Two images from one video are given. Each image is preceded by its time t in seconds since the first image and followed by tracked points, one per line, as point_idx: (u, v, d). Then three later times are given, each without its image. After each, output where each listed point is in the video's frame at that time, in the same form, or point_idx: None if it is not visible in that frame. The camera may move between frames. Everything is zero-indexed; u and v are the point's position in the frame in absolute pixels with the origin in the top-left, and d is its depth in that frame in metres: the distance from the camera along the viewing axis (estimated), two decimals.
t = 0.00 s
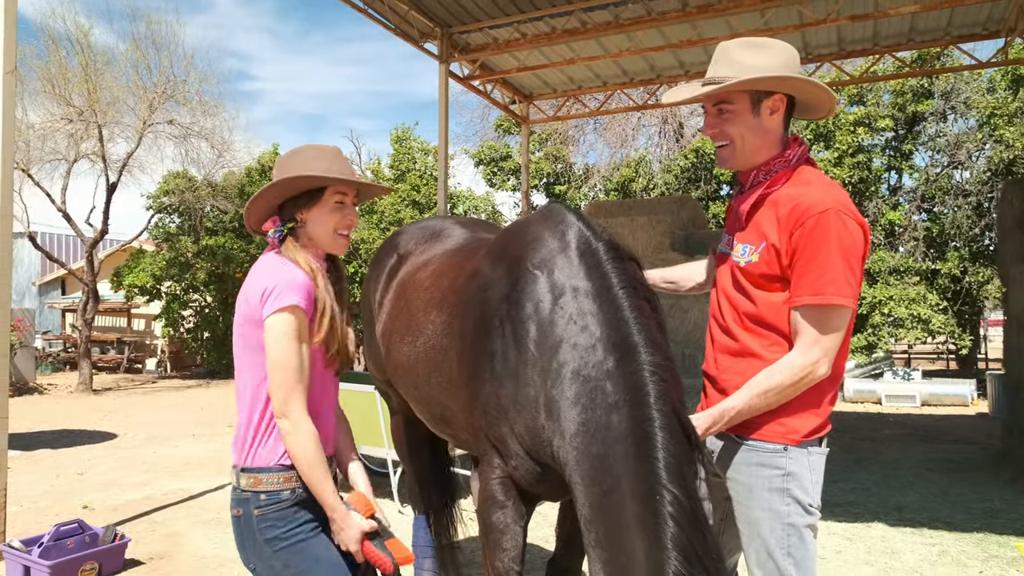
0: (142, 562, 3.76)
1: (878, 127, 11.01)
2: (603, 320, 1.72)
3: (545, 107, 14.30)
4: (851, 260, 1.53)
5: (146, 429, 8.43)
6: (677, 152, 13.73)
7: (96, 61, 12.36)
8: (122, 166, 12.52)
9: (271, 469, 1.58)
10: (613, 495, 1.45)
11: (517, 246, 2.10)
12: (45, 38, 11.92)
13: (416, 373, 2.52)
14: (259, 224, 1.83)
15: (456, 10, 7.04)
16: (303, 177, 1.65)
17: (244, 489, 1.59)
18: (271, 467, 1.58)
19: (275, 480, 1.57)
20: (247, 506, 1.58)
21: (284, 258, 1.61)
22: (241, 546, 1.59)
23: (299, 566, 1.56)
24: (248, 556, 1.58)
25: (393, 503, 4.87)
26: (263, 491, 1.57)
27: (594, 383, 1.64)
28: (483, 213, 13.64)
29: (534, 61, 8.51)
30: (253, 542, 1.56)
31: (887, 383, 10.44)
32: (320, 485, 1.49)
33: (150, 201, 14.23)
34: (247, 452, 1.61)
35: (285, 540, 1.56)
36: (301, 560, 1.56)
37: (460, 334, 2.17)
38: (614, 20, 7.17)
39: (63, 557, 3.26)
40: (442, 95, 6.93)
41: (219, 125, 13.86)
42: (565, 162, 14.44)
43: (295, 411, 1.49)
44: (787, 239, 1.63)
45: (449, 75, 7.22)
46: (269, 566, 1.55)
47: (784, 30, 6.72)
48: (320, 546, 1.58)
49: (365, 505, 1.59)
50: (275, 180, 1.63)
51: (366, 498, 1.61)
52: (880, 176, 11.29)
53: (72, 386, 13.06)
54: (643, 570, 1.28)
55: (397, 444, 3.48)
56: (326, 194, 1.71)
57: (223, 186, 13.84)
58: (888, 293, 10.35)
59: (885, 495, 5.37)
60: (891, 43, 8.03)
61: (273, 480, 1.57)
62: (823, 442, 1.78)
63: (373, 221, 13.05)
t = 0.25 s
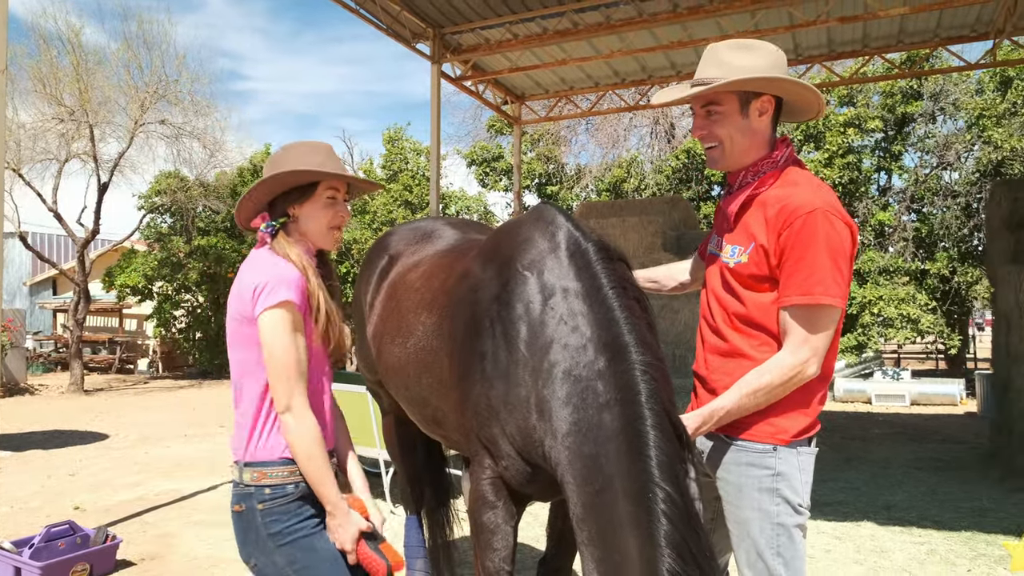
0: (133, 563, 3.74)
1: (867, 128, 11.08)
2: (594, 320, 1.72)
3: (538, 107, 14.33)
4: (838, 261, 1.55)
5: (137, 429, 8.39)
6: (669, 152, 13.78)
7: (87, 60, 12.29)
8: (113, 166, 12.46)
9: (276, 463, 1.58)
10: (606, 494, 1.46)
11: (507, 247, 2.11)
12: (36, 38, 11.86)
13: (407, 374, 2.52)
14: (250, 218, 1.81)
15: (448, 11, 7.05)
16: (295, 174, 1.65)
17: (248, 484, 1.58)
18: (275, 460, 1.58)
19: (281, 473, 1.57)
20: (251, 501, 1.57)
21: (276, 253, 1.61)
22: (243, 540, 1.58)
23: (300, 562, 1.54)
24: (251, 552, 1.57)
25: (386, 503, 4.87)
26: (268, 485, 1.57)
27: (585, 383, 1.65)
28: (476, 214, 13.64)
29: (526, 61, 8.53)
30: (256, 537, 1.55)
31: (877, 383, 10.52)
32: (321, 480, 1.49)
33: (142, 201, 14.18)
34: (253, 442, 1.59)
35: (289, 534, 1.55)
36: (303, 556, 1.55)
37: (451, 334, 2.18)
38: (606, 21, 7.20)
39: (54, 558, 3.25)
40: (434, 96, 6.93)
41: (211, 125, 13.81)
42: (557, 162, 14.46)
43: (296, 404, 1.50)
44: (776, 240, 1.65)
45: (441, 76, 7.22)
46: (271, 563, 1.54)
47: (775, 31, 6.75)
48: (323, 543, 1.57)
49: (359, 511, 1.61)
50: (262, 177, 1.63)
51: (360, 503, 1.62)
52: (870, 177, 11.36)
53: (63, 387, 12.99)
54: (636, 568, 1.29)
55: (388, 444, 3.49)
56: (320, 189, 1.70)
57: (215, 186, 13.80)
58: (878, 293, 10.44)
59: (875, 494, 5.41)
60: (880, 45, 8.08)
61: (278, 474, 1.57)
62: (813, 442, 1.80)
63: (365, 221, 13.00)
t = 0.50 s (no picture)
0: (123, 563, 3.73)
1: (855, 129, 11.15)
2: (584, 320, 1.74)
3: (529, 108, 14.35)
4: (826, 259, 1.57)
5: (127, 430, 8.35)
6: (659, 152, 13.84)
7: (77, 59, 12.20)
8: (103, 166, 12.38)
9: (279, 426, 1.58)
10: (598, 493, 1.47)
11: (495, 247, 2.12)
12: (25, 37, 11.77)
13: (397, 374, 2.53)
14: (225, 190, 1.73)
15: (439, 11, 7.04)
16: (274, 139, 1.62)
17: (248, 445, 1.58)
18: (278, 422, 1.58)
19: (283, 436, 1.57)
20: (250, 463, 1.57)
21: (257, 217, 1.59)
22: (235, 500, 1.59)
23: (288, 531, 1.56)
24: (240, 513, 1.58)
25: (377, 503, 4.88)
26: (269, 448, 1.57)
27: (576, 383, 1.66)
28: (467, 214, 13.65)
29: (517, 61, 8.54)
30: (251, 498, 1.57)
31: (865, 382, 10.60)
32: (320, 438, 1.50)
33: (132, 201, 14.10)
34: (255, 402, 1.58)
35: (280, 500, 1.57)
36: (292, 524, 1.57)
37: (440, 334, 2.18)
38: (596, 21, 7.22)
39: (44, 559, 3.23)
40: (425, 95, 6.93)
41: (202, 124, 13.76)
42: (548, 162, 14.49)
43: (289, 363, 1.51)
44: (763, 239, 1.66)
45: (432, 76, 7.22)
46: (259, 526, 1.56)
47: (764, 32, 6.78)
48: (309, 516, 1.59)
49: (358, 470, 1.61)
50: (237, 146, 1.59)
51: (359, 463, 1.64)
52: (858, 177, 11.44)
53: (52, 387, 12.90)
54: (630, 567, 1.31)
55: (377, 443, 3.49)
56: (297, 150, 1.68)
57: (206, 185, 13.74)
58: (866, 292, 10.53)
59: (862, 492, 5.46)
60: (868, 46, 8.12)
61: (281, 437, 1.57)
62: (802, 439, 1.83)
63: (356, 221, 13.02)
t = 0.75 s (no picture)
0: (114, 563, 3.71)
1: (844, 129, 11.21)
2: (580, 319, 1.76)
3: (520, 108, 14.38)
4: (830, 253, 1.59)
5: (118, 429, 8.30)
6: (650, 152, 13.88)
7: (67, 58, 12.14)
8: (94, 165, 12.31)
9: (273, 415, 1.59)
10: (599, 491, 1.49)
11: (488, 246, 2.13)
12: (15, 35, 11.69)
13: (387, 373, 2.53)
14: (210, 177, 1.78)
15: (430, 11, 7.05)
16: (254, 122, 1.62)
17: (242, 430, 1.57)
18: (272, 410, 1.59)
19: (277, 425, 1.58)
20: (244, 447, 1.57)
21: (239, 205, 1.60)
22: (218, 481, 1.59)
23: (266, 519, 1.57)
24: (220, 493, 1.58)
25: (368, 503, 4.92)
26: (263, 436, 1.57)
27: (574, 381, 1.67)
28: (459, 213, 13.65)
29: (508, 61, 8.55)
30: (237, 480, 1.57)
31: (854, 380, 10.68)
32: (306, 427, 1.51)
33: (123, 200, 14.04)
34: (242, 387, 1.58)
35: (267, 487, 1.58)
36: (271, 514, 1.57)
37: (432, 332, 2.19)
38: (587, 21, 7.24)
39: (33, 559, 3.21)
40: (416, 95, 6.92)
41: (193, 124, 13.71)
42: (539, 162, 14.52)
43: (273, 348, 1.50)
44: (770, 236, 1.68)
45: (423, 75, 7.22)
46: (240, 509, 1.56)
47: (753, 33, 6.80)
48: (290, 508, 1.60)
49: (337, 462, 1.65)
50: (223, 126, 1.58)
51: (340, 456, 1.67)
52: (847, 178, 11.51)
53: (42, 387, 12.83)
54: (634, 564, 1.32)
55: (368, 441, 3.50)
56: (274, 135, 1.67)
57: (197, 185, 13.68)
58: (855, 292, 10.62)
59: (852, 490, 5.50)
60: (857, 47, 8.18)
61: (276, 427, 1.58)
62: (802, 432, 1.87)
63: (348, 220, 13.08)
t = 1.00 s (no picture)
0: (103, 564, 3.69)
1: (832, 130, 11.31)
2: (578, 317, 1.77)
3: (510, 108, 14.41)
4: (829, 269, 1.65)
5: (107, 429, 8.24)
6: (639, 152, 13.94)
7: (56, 57, 12.04)
8: (82, 164, 12.22)
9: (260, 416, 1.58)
10: (602, 486, 1.51)
11: (481, 245, 2.14)
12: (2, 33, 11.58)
13: (378, 372, 2.53)
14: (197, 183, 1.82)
15: (420, 11, 7.05)
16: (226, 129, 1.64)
17: (229, 430, 1.58)
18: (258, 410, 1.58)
19: (263, 425, 1.58)
20: (230, 447, 1.57)
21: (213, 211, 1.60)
22: (206, 480, 1.59)
23: (251, 518, 1.57)
24: (207, 492, 1.58)
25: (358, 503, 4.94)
26: (250, 436, 1.57)
27: (574, 378, 1.69)
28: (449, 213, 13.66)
29: (498, 61, 8.56)
30: (224, 479, 1.57)
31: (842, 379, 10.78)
32: (284, 428, 1.50)
33: (112, 199, 13.96)
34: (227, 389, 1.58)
35: (253, 488, 1.58)
36: (256, 513, 1.58)
37: (425, 331, 2.19)
38: (577, 21, 7.27)
39: (22, 560, 3.19)
40: (406, 95, 6.92)
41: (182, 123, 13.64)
42: (529, 162, 14.54)
43: (253, 349, 1.50)
44: (769, 252, 1.72)
45: (413, 75, 7.22)
46: (226, 507, 1.56)
47: (742, 34, 6.84)
48: (276, 509, 1.60)
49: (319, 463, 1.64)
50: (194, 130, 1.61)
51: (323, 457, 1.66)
52: (834, 178, 11.60)
53: (30, 387, 12.72)
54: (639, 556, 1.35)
55: (358, 441, 3.47)
56: (244, 144, 1.68)
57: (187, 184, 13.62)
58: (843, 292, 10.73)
59: (839, 488, 5.55)
60: (845, 48, 8.26)
61: (262, 427, 1.58)
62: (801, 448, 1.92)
63: (338, 220, 13.09)
